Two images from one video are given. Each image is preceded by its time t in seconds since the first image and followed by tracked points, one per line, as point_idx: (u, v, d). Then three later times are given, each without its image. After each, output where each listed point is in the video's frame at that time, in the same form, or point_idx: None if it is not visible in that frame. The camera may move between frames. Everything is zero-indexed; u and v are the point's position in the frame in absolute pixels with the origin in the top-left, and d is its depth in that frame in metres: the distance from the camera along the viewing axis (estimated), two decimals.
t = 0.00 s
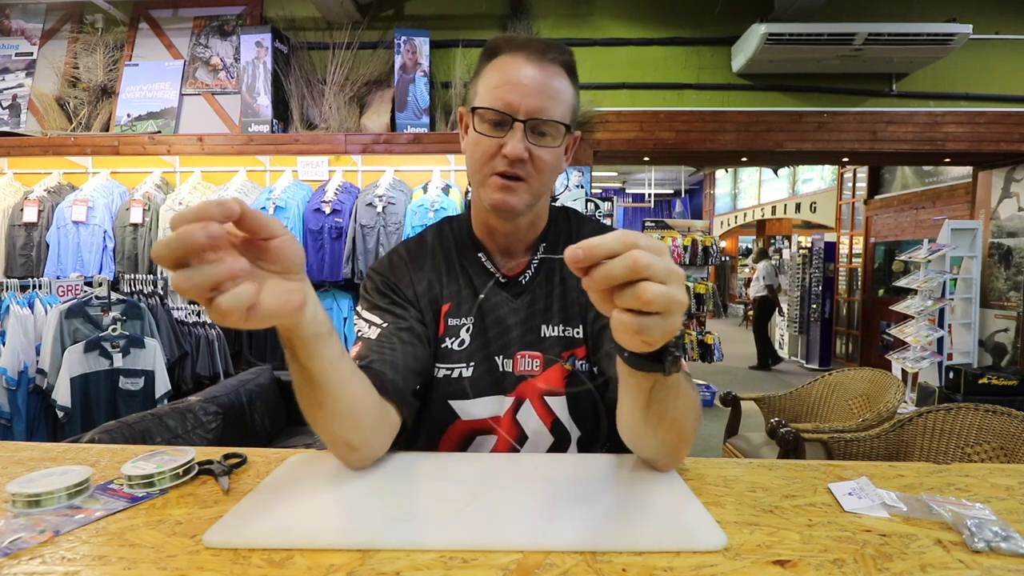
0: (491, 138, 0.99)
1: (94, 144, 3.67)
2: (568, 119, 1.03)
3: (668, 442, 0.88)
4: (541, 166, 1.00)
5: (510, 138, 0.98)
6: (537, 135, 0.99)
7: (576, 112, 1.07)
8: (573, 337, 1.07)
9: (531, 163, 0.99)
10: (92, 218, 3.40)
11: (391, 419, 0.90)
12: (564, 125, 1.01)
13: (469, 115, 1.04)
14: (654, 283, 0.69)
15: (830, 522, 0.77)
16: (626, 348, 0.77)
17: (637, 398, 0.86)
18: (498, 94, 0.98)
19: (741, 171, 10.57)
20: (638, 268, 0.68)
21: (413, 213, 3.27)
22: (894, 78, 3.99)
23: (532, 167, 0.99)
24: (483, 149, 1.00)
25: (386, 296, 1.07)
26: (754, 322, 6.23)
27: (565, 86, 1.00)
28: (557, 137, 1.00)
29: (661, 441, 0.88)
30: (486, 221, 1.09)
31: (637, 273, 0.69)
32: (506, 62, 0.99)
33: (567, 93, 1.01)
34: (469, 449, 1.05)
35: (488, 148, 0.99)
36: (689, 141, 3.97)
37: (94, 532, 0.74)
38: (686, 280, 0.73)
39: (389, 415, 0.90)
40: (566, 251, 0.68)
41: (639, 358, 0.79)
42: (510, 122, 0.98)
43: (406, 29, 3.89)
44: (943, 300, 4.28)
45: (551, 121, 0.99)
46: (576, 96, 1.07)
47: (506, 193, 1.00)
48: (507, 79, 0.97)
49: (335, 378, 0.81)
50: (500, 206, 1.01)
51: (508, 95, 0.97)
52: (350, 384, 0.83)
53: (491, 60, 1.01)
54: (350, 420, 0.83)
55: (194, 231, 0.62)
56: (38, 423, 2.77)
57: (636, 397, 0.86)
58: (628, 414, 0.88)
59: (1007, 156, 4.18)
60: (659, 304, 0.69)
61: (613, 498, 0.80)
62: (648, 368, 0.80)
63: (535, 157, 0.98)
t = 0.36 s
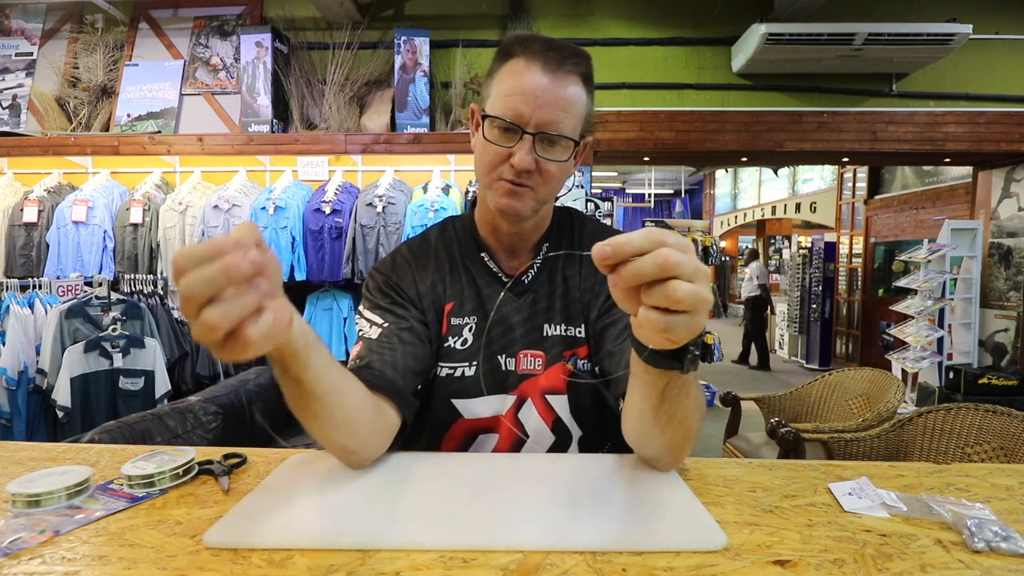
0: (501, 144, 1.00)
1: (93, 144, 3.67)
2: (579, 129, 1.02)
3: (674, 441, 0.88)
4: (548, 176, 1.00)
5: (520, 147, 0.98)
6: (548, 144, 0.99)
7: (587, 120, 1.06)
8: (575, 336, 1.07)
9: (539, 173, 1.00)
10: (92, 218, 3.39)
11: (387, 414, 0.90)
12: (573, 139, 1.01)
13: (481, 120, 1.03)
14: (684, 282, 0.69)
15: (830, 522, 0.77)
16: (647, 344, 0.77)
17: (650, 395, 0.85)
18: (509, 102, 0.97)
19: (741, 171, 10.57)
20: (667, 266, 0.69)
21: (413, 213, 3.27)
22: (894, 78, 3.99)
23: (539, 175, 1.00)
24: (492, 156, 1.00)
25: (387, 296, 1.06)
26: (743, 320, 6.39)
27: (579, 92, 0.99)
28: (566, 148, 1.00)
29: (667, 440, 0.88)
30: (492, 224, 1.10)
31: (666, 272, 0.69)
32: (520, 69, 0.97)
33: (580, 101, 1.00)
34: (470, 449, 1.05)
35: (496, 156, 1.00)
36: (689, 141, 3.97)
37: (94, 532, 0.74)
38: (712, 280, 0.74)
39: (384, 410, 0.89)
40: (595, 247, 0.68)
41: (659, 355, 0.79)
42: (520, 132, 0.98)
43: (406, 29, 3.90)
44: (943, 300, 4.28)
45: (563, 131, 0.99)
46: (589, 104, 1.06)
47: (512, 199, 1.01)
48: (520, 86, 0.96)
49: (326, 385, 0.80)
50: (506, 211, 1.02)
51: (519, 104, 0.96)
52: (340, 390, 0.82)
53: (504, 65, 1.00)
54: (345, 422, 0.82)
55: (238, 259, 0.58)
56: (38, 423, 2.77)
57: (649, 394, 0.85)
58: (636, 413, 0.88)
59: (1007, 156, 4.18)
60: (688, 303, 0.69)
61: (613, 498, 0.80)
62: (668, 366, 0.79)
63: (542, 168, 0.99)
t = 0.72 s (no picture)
0: (495, 141, 1.00)
1: (93, 144, 3.66)
2: (574, 125, 1.02)
3: (675, 440, 0.88)
4: (544, 172, 0.99)
5: (512, 143, 0.98)
6: (541, 140, 0.99)
7: (583, 116, 1.06)
8: (576, 336, 1.07)
9: (533, 168, 0.99)
10: (92, 218, 3.39)
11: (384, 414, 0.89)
12: (567, 133, 1.00)
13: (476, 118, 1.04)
14: (685, 274, 0.69)
15: (830, 522, 0.77)
16: (648, 340, 0.77)
17: (649, 394, 0.85)
18: (502, 99, 0.97)
19: (741, 171, 10.57)
20: (669, 258, 0.69)
21: (412, 213, 3.26)
22: (894, 78, 3.99)
23: (533, 172, 0.99)
24: (486, 152, 1.01)
25: (388, 297, 1.07)
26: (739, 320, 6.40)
27: (572, 88, 1.00)
28: (561, 143, 0.99)
29: (667, 439, 0.88)
30: (491, 225, 1.09)
31: (668, 264, 0.69)
32: (512, 65, 0.98)
33: (573, 97, 1.00)
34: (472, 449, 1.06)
35: (490, 151, 1.00)
36: (689, 141, 3.97)
37: (94, 532, 0.74)
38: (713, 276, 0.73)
39: (379, 410, 0.88)
40: (598, 236, 0.69)
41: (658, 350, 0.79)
42: (512, 127, 0.98)
43: (405, 29, 3.90)
44: (943, 300, 4.28)
45: (555, 126, 0.98)
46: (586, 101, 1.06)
47: (507, 196, 1.01)
48: (512, 83, 0.97)
49: (320, 410, 0.78)
50: (501, 208, 1.01)
51: (511, 100, 0.97)
52: (334, 410, 0.79)
53: (498, 64, 1.01)
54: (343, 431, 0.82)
55: (144, 341, 0.54)
56: (38, 423, 2.77)
57: (648, 392, 0.85)
58: (637, 412, 0.87)
59: (1007, 156, 4.18)
60: (688, 296, 0.69)
61: (612, 498, 0.80)
62: (667, 362, 0.79)
63: (537, 164, 0.99)
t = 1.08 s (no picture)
0: (483, 153, 1.00)
1: (93, 144, 3.66)
2: (564, 126, 1.00)
3: (671, 436, 0.87)
4: (536, 178, 1.00)
5: (500, 154, 0.98)
6: (528, 147, 0.98)
7: (576, 113, 1.03)
8: (579, 338, 1.07)
9: (526, 176, 1.00)
10: (92, 218, 3.40)
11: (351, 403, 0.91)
12: (556, 135, 0.98)
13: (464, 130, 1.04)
14: (667, 257, 0.71)
15: (829, 522, 0.77)
16: (637, 325, 0.79)
17: (643, 386, 0.84)
18: (485, 111, 0.97)
19: (741, 171, 10.57)
20: (650, 241, 0.72)
21: (412, 213, 3.26)
22: (894, 78, 3.99)
23: (527, 179, 1.00)
24: (477, 164, 1.02)
25: (389, 288, 1.12)
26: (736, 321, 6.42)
27: (558, 89, 0.97)
28: (550, 148, 0.98)
29: (664, 434, 0.87)
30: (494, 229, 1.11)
31: (649, 247, 0.72)
32: (492, 78, 0.97)
33: (559, 99, 0.98)
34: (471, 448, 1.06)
35: (480, 163, 1.01)
36: (689, 141, 3.97)
37: (94, 532, 0.74)
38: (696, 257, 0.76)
39: (347, 398, 0.91)
40: (581, 222, 0.73)
41: (650, 339, 0.80)
42: (497, 139, 0.98)
43: (406, 29, 3.90)
44: (943, 300, 4.28)
45: (540, 134, 0.97)
46: (576, 98, 1.03)
47: (504, 204, 1.03)
48: (494, 93, 0.96)
49: (280, 408, 0.83)
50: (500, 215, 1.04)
51: (493, 112, 0.96)
52: (296, 409, 0.84)
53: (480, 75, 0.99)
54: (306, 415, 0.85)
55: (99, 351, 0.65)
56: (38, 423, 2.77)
57: (642, 385, 0.84)
58: (634, 407, 0.87)
59: (1007, 156, 4.18)
60: (671, 278, 0.72)
61: (612, 498, 0.80)
62: (656, 352, 0.80)
63: (529, 171, 0.99)
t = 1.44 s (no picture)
0: (491, 158, 1.01)
1: (93, 144, 3.66)
2: (571, 133, 0.99)
3: (671, 431, 0.87)
4: (542, 184, 1.00)
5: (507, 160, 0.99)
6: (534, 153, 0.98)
7: (587, 115, 1.02)
8: (583, 340, 1.07)
9: (533, 182, 1.00)
10: (92, 218, 3.40)
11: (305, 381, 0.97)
12: (564, 137, 0.98)
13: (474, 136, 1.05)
14: (670, 245, 0.71)
15: (830, 522, 0.77)
16: (643, 316, 0.79)
17: (645, 376, 0.85)
18: (493, 117, 0.98)
19: (741, 171, 10.57)
20: (652, 230, 0.72)
21: (412, 213, 3.27)
22: (894, 78, 4.00)
23: (534, 185, 1.00)
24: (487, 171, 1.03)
25: (385, 279, 1.17)
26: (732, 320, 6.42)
27: (565, 95, 0.97)
28: (556, 153, 0.98)
29: (664, 429, 0.87)
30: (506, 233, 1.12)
31: (651, 236, 0.72)
32: (502, 86, 0.97)
33: (566, 105, 0.97)
34: (469, 442, 1.07)
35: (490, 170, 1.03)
36: (689, 141, 3.96)
37: (95, 532, 0.74)
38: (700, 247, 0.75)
39: (303, 378, 0.96)
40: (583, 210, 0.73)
41: (653, 329, 0.81)
42: (504, 145, 0.99)
43: (406, 29, 3.90)
44: (943, 300, 4.28)
45: (545, 140, 0.97)
46: (586, 103, 1.01)
47: (511, 207, 1.04)
48: (501, 101, 0.96)
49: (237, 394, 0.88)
50: (507, 217, 1.06)
51: (500, 119, 0.97)
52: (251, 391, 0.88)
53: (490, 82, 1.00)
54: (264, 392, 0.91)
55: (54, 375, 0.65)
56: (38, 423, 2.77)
57: (644, 375, 0.85)
58: (636, 400, 0.87)
59: (1008, 157, 4.18)
60: (674, 266, 0.72)
61: (613, 498, 0.80)
62: (661, 342, 0.81)
63: (534, 178, 0.99)
